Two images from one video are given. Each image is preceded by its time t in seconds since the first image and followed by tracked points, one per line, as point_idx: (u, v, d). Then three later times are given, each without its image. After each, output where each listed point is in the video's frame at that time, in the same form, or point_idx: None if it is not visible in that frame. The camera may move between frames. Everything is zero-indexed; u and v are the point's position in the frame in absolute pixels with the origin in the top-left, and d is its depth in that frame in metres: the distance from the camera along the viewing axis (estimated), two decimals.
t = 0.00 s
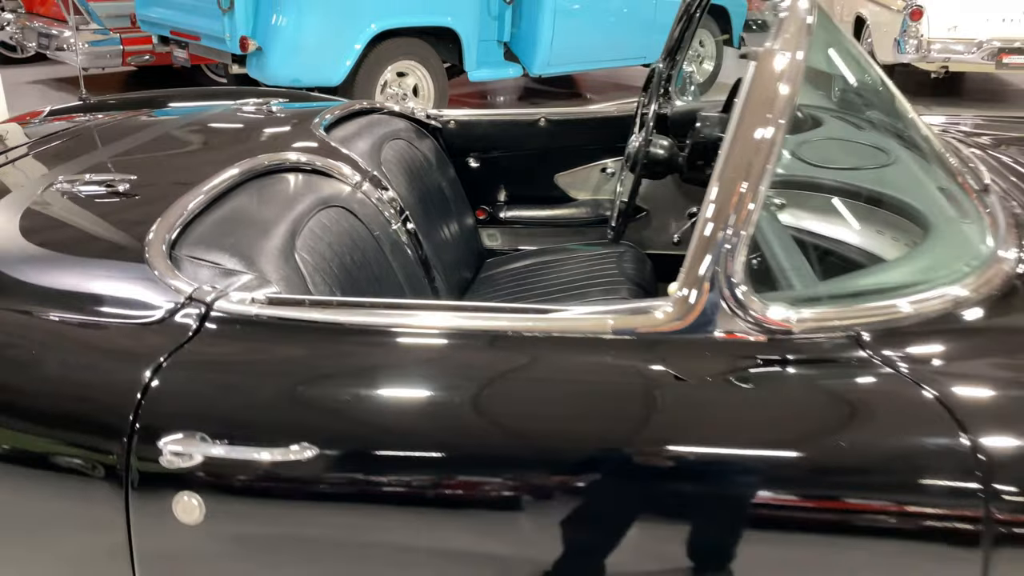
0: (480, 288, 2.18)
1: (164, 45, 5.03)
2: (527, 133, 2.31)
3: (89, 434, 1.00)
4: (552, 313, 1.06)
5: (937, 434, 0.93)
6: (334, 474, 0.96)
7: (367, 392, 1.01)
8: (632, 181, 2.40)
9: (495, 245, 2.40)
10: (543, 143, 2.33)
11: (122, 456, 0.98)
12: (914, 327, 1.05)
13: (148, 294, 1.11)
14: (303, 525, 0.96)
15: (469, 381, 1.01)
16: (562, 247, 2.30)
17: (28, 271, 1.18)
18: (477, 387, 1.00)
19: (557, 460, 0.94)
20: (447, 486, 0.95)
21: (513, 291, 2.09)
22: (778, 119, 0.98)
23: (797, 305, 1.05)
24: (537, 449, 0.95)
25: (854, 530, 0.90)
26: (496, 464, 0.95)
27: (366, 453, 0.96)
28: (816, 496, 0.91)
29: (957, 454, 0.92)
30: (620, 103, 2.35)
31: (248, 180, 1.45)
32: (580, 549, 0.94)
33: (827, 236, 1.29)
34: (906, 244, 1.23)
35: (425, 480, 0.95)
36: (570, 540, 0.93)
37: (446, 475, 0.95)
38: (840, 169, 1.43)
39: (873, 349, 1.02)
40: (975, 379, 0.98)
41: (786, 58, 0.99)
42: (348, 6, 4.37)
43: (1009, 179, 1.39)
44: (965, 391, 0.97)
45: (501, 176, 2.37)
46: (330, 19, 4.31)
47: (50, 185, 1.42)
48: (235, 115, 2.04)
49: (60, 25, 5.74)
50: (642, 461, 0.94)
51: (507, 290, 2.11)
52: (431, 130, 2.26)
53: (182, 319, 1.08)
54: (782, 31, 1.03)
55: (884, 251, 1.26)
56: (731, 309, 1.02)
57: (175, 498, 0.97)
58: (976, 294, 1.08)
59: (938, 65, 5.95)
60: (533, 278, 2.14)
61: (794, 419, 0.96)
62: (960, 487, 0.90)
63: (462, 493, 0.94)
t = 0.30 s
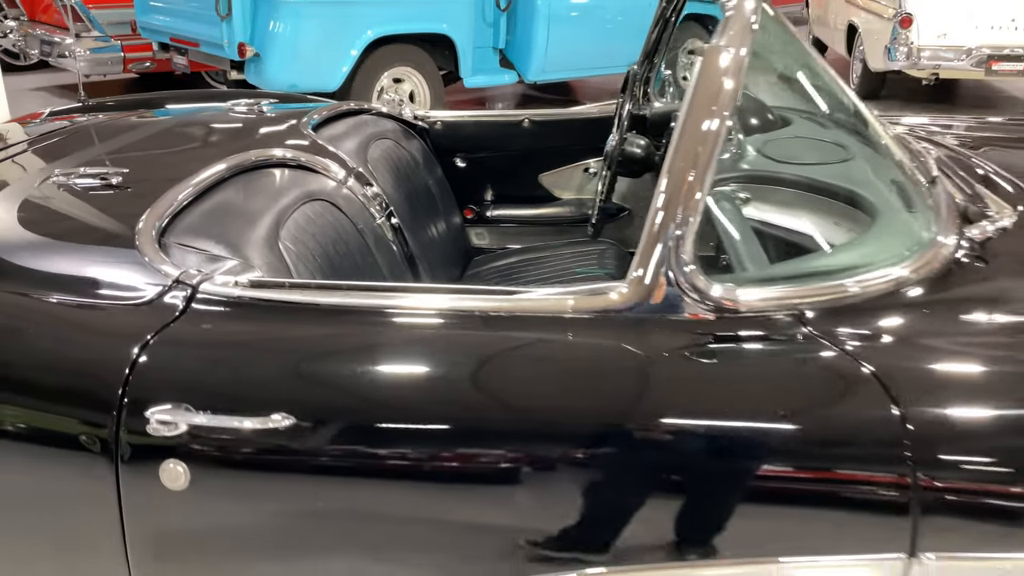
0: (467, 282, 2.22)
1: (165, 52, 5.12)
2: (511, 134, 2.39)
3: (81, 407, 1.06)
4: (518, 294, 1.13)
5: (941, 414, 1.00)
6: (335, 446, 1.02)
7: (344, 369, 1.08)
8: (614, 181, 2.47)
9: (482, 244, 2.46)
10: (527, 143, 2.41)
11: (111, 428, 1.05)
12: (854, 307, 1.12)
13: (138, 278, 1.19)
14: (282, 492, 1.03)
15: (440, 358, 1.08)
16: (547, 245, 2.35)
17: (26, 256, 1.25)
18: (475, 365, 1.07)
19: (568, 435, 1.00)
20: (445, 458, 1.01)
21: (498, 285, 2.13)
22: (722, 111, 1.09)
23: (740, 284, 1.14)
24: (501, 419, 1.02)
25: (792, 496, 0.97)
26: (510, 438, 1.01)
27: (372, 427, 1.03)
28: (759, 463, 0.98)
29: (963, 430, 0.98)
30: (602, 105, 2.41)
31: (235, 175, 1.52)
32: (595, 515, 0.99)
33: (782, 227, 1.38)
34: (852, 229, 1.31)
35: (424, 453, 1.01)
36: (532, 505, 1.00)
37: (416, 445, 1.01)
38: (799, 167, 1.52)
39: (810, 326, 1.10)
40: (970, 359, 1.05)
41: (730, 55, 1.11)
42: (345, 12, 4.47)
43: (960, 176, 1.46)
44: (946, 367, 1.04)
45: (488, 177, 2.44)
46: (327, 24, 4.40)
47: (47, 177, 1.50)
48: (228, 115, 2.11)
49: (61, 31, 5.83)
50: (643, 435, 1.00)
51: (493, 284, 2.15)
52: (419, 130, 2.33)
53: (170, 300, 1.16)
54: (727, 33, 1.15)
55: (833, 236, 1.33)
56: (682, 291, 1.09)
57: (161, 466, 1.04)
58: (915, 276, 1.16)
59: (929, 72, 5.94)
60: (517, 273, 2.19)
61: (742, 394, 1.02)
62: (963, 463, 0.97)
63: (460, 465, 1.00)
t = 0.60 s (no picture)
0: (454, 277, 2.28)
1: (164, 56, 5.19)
2: (497, 134, 2.45)
3: (76, 385, 1.13)
4: (490, 280, 1.20)
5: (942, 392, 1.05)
6: (333, 422, 1.08)
7: (328, 350, 1.13)
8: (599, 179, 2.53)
9: (471, 240, 2.50)
10: (513, 142, 2.46)
11: (104, 406, 1.11)
12: (809, 292, 1.19)
13: (131, 264, 1.25)
14: (266, 464, 1.09)
15: (417, 339, 1.14)
16: (533, 241, 2.41)
17: (25, 245, 1.31)
18: (473, 345, 1.13)
19: (571, 413, 1.06)
20: (441, 435, 1.07)
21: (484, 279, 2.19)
22: (681, 107, 1.16)
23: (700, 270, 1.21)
24: (472, 396, 1.08)
25: (743, 465, 1.03)
26: (509, 413, 1.07)
27: (369, 405, 1.09)
28: (712, 434, 1.04)
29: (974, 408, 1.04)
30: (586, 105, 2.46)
31: (225, 171, 1.58)
32: (583, 487, 1.05)
33: (750, 220, 1.43)
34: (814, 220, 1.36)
35: (421, 430, 1.07)
36: (501, 476, 1.06)
37: (392, 420, 1.08)
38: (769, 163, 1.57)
39: (762, 306, 1.18)
40: (959, 340, 1.11)
41: (688, 55, 1.19)
42: (342, 17, 4.54)
43: (918, 173, 1.54)
44: (940, 346, 1.10)
45: (476, 175, 2.51)
46: (324, 29, 4.47)
47: (45, 172, 1.56)
48: (223, 114, 2.18)
49: (63, 37, 5.91)
50: (642, 412, 1.05)
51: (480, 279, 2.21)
52: (409, 130, 2.39)
53: (162, 284, 1.22)
54: (685, 33, 1.26)
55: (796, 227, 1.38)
56: (647, 277, 1.16)
57: (152, 439, 1.10)
58: (868, 260, 1.23)
59: (920, 76, 5.95)
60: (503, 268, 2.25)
61: (697, 372, 1.09)
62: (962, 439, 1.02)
63: (456, 440, 1.06)
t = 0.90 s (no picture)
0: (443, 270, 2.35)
1: (164, 59, 5.27)
2: (485, 132, 2.52)
3: (74, 363, 1.19)
4: (468, 265, 1.27)
5: (932, 368, 1.11)
6: (329, 399, 1.14)
7: (320, 330, 1.20)
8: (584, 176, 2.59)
9: (461, 235, 2.57)
10: (501, 140, 2.54)
11: (99, 382, 1.18)
12: (771, 275, 1.26)
13: (125, 250, 1.32)
14: (254, 437, 1.15)
15: (401, 321, 1.21)
16: (521, 235, 2.48)
17: (24, 233, 1.38)
18: (467, 327, 1.20)
19: (567, 390, 1.12)
20: (434, 412, 1.13)
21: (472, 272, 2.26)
22: (646, 102, 1.24)
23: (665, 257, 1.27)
24: (454, 374, 1.15)
25: (701, 434, 1.09)
26: (502, 391, 1.13)
27: (363, 383, 1.15)
28: (689, 410, 1.10)
29: (963, 386, 1.10)
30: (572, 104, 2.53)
31: (218, 165, 1.64)
32: (558, 458, 1.11)
33: (719, 211, 1.50)
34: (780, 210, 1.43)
35: (413, 407, 1.13)
36: (495, 454, 1.12)
37: (385, 398, 1.14)
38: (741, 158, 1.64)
39: (722, 289, 1.25)
40: (942, 321, 1.17)
41: (654, 54, 1.28)
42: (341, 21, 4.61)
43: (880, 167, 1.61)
44: (923, 326, 1.16)
45: (465, 172, 2.58)
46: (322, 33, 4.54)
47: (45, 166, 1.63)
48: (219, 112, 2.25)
49: (66, 41, 5.99)
50: (642, 390, 1.11)
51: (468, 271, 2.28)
52: (399, 129, 2.47)
53: (155, 269, 1.29)
54: (651, 33, 1.34)
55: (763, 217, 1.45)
56: (619, 263, 1.23)
57: (144, 412, 1.17)
58: (828, 246, 1.31)
59: (911, 80, 6.04)
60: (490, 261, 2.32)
61: (660, 350, 1.15)
62: (957, 417, 1.08)
63: (451, 417, 1.12)
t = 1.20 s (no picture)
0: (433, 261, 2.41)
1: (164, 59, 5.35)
2: (476, 128, 2.58)
3: (75, 341, 1.25)
4: (451, 248, 1.33)
5: (923, 346, 1.16)
6: (327, 377, 1.20)
7: (313, 311, 1.26)
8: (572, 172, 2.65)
9: (452, 230, 2.64)
10: (491, 136, 2.60)
11: (98, 360, 1.24)
12: (741, 257, 1.32)
13: (124, 234, 1.38)
14: (250, 411, 1.21)
15: (394, 301, 1.26)
16: (510, 229, 2.54)
17: (27, 219, 1.44)
18: (461, 307, 1.25)
19: (563, 370, 1.18)
20: (430, 390, 1.19)
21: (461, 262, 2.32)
22: (618, 94, 1.31)
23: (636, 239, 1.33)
24: (454, 353, 1.20)
25: (669, 406, 1.15)
26: (498, 370, 1.19)
27: (358, 362, 1.21)
28: (677, 387, 1.16)
29: (949, 363, 1.15)
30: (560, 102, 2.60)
31: (213, 157, 1.71)
32: (536, 431, 1.17)
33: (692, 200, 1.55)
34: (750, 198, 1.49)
35: (411, 385, 1.19)
36: (491, 433, 1.18)
37: (382, 376, 1.20)
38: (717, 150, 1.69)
39: (691, 271, 1.31)
40: (927, 300, 1.22)
41: (626, 48, 1.34)
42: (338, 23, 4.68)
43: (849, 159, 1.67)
44: (909, 306, 1.21)
45: (455, 167, 2.64)
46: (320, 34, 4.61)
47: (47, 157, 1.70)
48: (217, 108, 2.32)
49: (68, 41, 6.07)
50: (638, 369, 1.17)
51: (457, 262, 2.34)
52: (392, 125, 2.54)
53: (152, 252, 1.35)
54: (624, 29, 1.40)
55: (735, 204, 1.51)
56: (588, 245, 1.30)
57: (141, 386, 1.23)
58: (794, 229, 1.37)
59: (904, 80, 6.07)
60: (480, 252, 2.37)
61: (632, 328, 1.21)
62: (948, 393, 1.13)
63: (446, 395, 1.18)
